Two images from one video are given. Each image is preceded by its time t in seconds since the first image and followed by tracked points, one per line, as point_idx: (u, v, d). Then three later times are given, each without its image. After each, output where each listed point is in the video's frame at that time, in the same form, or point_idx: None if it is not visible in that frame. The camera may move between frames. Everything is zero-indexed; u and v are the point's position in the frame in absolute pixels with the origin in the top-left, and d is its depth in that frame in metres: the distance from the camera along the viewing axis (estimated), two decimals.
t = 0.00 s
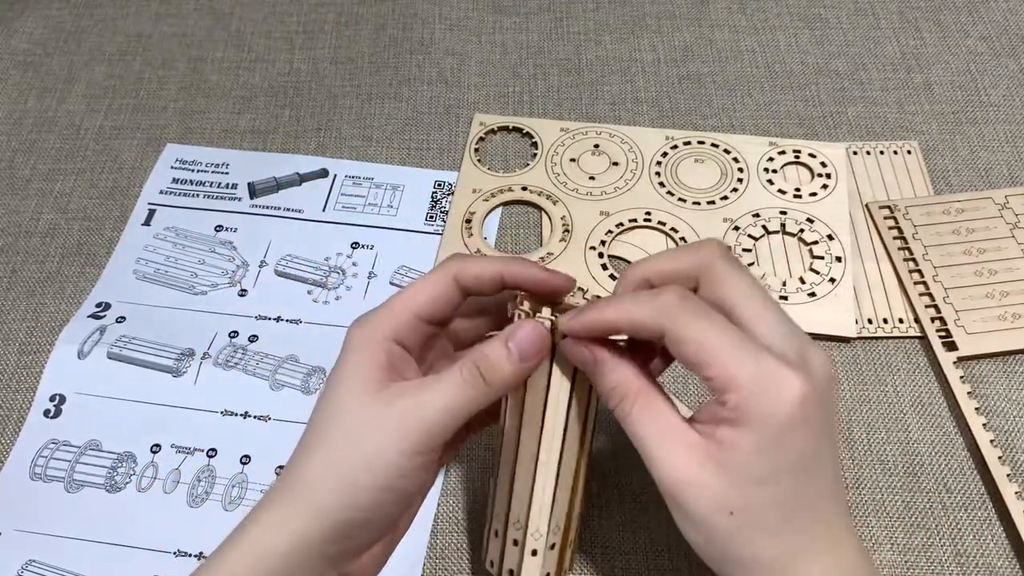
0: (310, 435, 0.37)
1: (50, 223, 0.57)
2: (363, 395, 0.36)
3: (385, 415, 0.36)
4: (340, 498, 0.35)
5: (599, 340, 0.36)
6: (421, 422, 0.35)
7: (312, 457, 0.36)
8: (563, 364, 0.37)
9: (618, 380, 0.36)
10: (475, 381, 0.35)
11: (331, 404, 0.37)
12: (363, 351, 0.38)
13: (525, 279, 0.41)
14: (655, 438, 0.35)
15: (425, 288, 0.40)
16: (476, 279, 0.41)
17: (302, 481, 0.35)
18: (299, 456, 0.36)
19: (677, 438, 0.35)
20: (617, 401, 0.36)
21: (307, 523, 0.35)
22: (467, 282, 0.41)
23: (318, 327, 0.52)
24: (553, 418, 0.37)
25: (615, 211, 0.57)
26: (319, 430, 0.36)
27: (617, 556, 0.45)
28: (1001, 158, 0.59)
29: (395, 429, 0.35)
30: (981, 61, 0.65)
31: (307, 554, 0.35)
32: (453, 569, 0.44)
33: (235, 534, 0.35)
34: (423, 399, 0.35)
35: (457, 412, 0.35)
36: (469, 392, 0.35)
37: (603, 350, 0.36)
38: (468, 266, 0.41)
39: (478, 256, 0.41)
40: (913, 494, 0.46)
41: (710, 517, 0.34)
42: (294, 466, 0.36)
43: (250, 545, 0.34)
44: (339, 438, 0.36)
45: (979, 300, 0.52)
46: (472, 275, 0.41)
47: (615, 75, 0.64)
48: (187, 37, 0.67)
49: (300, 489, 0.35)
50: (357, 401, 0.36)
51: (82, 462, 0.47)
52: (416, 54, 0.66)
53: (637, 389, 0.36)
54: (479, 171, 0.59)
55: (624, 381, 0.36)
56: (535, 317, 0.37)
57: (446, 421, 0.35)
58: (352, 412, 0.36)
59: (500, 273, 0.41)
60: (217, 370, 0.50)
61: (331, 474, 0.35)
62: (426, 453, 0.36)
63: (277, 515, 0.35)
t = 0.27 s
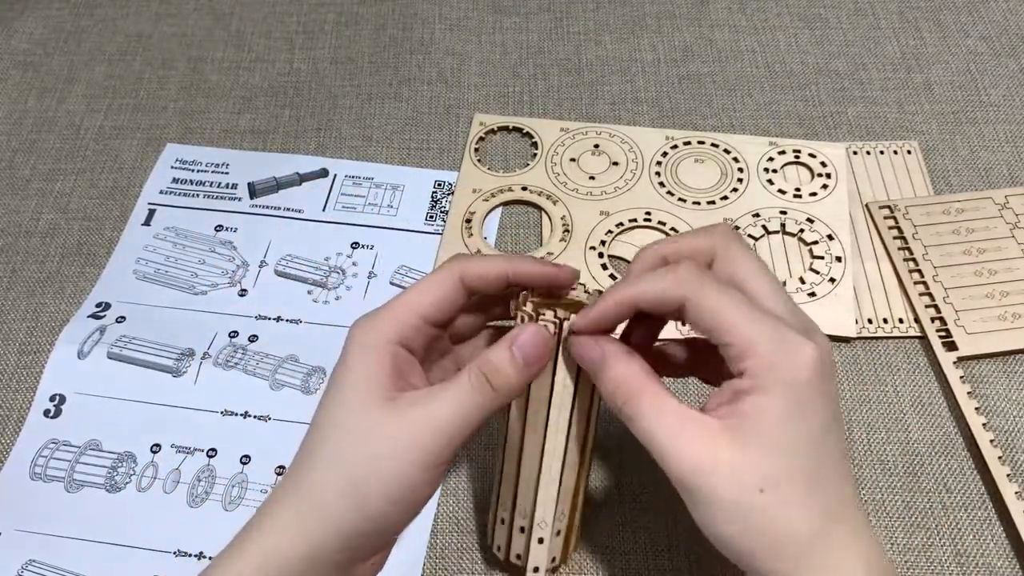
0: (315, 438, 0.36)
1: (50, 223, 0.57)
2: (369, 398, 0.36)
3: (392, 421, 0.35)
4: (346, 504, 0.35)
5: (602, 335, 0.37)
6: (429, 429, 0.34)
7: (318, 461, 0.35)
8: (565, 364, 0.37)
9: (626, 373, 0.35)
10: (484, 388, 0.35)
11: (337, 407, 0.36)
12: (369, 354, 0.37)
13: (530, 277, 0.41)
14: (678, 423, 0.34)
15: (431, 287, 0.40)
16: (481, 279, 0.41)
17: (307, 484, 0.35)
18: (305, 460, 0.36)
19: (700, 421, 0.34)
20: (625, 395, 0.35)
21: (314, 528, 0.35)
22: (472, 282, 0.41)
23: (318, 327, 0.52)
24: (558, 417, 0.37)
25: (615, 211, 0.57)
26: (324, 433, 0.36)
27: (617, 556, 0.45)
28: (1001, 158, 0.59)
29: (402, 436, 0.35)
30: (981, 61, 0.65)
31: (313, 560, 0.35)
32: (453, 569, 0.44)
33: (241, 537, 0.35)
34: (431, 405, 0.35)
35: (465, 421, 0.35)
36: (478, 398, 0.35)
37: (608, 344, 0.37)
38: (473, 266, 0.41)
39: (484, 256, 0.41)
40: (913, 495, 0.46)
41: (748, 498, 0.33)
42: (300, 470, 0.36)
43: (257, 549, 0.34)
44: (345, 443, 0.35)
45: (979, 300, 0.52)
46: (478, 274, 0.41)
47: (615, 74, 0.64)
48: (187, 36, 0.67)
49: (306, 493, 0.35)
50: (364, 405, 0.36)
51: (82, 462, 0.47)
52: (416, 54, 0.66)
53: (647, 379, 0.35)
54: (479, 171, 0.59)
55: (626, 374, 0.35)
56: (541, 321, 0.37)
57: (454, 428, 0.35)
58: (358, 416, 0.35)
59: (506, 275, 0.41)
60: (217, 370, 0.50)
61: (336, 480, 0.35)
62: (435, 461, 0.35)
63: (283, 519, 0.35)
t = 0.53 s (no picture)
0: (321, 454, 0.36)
1: (50, 223, 0.57)
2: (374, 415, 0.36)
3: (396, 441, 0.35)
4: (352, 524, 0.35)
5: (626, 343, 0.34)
6: (434, 450, 0.34)
7: (323, 477, 0.35)
8: (582, 382, 0.33)
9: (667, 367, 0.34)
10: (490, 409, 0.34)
11: (343, 423, 0.36)
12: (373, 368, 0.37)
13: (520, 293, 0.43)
14: (726, 400, 0.34)
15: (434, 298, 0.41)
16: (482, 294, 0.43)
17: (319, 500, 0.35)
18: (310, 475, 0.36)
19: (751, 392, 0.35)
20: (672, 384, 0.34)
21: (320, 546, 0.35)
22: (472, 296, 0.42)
23: (318, 327, 0.52)
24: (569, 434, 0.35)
25: (615, 211, 0.57)
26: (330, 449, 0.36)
27: (617, 556, 0.45)
28: (1000, 158, 0.59)
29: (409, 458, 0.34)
30: (981, 61, 0.65)
31: None
32: (453, 569, 0.44)
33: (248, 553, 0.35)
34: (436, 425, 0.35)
35: (473, 441, 0.34)
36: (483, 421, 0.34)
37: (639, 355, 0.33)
38: (475, 280, 0.42)
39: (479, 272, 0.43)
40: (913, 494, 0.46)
41: (810, 455, 0.35)
42: (305, 484, 0.36)
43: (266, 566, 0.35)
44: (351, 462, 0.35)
45: (979, 300, 0.52)
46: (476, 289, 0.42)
47: (615, 74, 0.64)
48: (186, 36, 0.67)
49: (312, 509, 0.35)
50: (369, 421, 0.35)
51: (82, 462, 0.47)
52: (416, 54, 0.66)
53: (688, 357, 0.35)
54: (479, 171, 0.59)
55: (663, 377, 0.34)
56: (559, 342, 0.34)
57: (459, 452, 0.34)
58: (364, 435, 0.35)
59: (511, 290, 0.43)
60: (217, 370, 0.50)
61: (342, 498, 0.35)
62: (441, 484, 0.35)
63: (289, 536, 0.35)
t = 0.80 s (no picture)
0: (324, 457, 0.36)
1: (50, 223, 0.57)
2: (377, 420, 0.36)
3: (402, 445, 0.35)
4: (353, 528, 0.35)
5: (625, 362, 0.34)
6: (438, 457, 0.34)
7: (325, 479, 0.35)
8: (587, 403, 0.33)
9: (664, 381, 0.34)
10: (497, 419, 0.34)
11: (345, 426, 0.36)
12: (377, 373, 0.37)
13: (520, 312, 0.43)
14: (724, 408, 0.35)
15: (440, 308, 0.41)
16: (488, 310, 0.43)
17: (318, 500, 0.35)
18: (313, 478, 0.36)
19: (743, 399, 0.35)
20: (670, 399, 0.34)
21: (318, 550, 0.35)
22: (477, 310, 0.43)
23: (318, 327, 0.52)
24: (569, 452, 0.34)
25: (615, 211, 0.57)
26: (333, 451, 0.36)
27: (617, 556, 0.45)
28: (1001, 158, 0.59)
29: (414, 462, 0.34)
30: (981, 61, 0.65)
31: None
32: (453, 569, 0.44)
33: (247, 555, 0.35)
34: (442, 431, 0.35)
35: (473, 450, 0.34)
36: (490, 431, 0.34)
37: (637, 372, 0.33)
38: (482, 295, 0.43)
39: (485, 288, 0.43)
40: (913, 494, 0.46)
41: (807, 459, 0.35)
42: (307, 486, 0.36)
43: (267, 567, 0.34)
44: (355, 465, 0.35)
45: (979, 300, 0.52)
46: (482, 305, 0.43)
47: (615, 74, 0.64)
48: (186, 37, 0.67)
49: (313, 512, 0.35)
50: (373, 425, 0.35)
51: (82, 462, 0.47)
52: (416, 55, 0.66)
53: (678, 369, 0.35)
54: (479, 171, 0.59)
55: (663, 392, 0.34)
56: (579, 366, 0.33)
57: (461, 456, 0.34)
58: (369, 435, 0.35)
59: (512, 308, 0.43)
60: (217, 370, 0.50)
61: (345, 501, 0.35)
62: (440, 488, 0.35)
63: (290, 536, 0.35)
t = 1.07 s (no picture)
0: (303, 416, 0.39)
1: (50, 223, 0.58)
2: (353, 378, 0.38)
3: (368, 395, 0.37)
4: (318, 474, 0.36)
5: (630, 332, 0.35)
6: (401, 404, 0.36)
7: (300, 432, 0.38)
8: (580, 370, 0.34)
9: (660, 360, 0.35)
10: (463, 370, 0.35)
11: (327, 387, 0.39)
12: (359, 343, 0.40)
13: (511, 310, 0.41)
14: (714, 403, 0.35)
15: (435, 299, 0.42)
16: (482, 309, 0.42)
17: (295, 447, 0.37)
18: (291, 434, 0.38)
19: (734, 395, 0.36)
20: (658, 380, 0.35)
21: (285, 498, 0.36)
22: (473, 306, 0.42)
23: (318, 327, 0.52)
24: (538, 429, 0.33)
25: (615, 211, 0.57)
26: (312, 409, 0.39)
27: (617, 556, 0.45)
28: (1000, 158, 0.59)
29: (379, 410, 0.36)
30: (981, 61, 0.65)
31: (282, 529, 0.36)
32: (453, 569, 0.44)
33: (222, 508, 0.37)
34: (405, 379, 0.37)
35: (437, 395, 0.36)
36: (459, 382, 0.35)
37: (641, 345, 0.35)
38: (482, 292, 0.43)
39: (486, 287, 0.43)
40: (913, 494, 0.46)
41: (800, 452, 0.35)
42: (283, 441, 0.38)
43: (236, 512, 0.36)
44: (325, 416, 0.37)
45: (979, 300, 0.52)
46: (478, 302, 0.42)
47: (615, 75, 0.65)
48: (187, 37, 0.67)
49: (284, 461, 0.37)
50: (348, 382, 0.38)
51: (82, 462, 0.47)
52: (416, 55, 0.66)
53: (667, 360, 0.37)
54: (479, 172, 0.59)
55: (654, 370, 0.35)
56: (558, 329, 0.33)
57: (422, 405, 0.36)
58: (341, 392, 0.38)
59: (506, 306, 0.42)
60: (217, 370, 0.50)
61: (313, 447, 0.36)
62: (406, 436, 0.36)
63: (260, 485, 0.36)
